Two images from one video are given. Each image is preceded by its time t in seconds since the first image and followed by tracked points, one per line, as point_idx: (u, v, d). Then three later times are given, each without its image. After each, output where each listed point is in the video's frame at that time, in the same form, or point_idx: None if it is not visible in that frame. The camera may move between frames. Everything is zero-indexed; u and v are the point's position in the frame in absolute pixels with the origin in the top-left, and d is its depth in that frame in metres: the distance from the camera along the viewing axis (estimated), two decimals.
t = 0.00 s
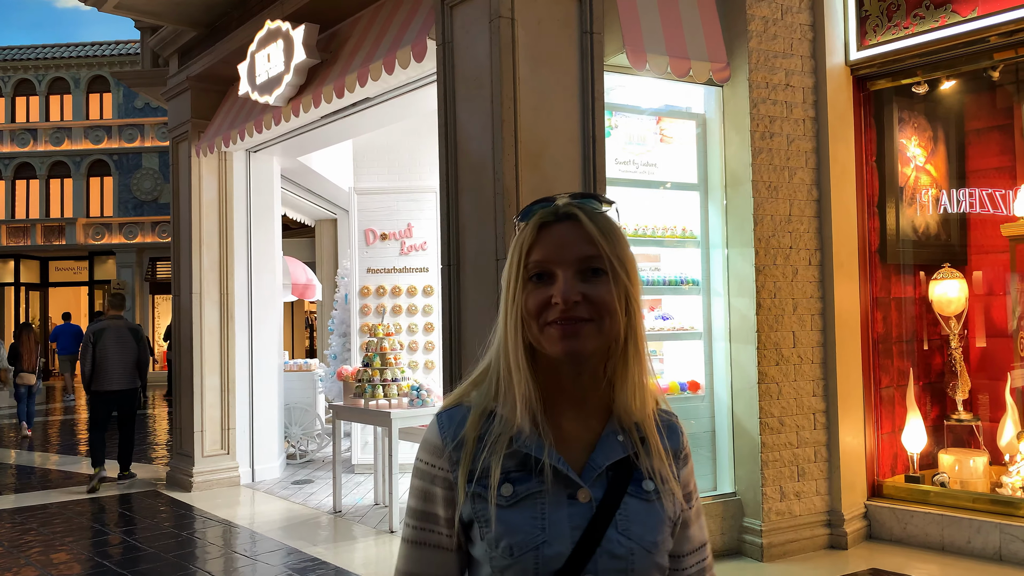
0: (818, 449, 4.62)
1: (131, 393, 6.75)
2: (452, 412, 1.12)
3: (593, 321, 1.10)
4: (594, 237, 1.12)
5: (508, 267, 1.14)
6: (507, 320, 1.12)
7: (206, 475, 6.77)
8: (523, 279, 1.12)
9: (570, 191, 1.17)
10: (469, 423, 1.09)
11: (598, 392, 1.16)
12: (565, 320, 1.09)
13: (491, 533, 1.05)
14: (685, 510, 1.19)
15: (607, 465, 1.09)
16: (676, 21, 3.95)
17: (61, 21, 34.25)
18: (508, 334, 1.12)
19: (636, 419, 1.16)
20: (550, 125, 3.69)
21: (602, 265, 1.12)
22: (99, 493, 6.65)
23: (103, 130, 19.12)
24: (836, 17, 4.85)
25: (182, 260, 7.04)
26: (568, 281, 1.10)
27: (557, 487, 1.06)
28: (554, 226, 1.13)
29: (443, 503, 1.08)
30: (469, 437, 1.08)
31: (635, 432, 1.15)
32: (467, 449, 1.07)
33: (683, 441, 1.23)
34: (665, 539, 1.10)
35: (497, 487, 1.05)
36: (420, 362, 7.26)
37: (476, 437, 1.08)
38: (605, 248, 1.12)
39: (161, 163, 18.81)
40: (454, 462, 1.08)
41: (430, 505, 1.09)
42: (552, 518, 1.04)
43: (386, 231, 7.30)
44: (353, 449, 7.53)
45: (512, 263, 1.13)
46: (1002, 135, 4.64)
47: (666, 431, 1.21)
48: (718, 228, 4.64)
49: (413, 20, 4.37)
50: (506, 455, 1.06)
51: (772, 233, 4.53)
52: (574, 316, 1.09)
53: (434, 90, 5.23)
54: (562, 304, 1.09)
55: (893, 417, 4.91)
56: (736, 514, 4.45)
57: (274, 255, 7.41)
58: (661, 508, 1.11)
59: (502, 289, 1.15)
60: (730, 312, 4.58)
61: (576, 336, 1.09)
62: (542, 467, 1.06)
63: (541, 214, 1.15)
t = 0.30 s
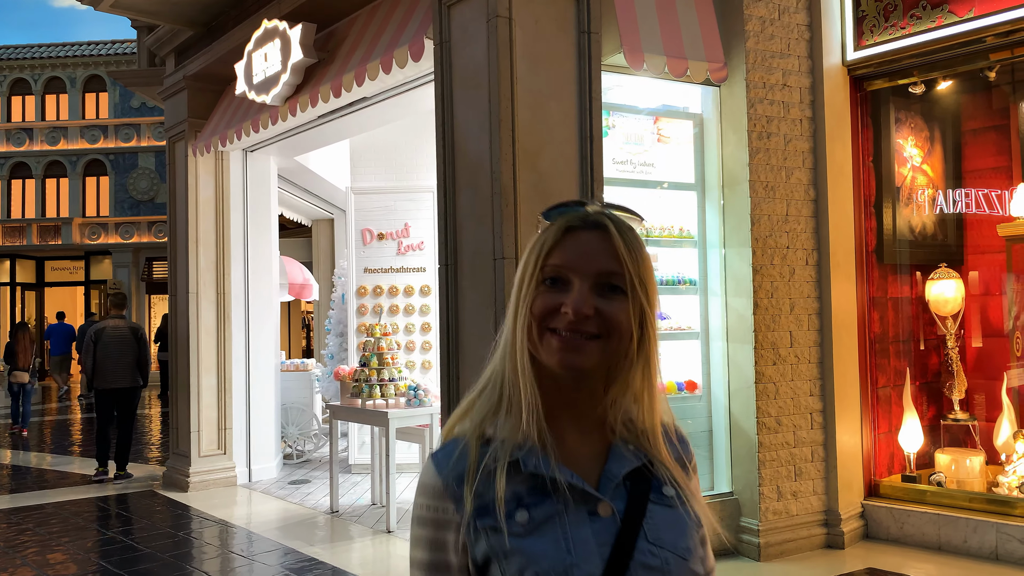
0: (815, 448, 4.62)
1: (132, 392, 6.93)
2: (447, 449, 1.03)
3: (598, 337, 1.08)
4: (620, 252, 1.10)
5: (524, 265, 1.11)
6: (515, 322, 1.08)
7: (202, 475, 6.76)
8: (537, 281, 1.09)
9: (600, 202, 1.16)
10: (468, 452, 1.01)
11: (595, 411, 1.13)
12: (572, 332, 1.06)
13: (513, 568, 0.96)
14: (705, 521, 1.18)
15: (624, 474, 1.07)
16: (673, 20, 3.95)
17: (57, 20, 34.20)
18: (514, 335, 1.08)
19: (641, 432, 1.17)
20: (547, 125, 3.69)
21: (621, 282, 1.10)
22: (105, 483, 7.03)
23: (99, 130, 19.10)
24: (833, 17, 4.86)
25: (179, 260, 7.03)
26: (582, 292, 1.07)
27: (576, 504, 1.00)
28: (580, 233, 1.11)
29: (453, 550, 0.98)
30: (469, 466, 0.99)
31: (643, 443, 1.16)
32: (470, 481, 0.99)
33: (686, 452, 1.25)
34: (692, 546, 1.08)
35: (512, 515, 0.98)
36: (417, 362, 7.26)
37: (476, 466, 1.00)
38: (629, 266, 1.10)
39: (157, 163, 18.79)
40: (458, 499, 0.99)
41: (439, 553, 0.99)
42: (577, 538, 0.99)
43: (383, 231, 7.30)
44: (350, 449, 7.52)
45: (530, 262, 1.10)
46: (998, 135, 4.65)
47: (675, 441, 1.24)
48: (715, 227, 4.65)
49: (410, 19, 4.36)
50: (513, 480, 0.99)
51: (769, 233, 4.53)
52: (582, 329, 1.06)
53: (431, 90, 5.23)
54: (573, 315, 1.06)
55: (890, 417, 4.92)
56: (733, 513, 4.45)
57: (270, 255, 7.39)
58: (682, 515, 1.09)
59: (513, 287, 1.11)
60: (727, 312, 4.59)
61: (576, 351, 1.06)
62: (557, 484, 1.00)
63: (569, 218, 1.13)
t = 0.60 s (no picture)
0: (812, 448, 4.62)
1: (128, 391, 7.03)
2: (449, 461, 1.00)
3: (604, 329, 1.02)
4: (623, 239, 1.06)
5: (520, 256, 1.07)
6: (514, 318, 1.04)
7: (200, 476, 6.75)
8: (535, 273, 1.05)
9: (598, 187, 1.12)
10: (474, 466, 0.97)
11: (605, 412, 1.09)
12: (576, 324, 1.01)
13: None
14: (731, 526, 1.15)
15: (644, 481, 1.04)
16: (671, 20, 3.95)
17: (54, 19, 34.13)
18: (514, 331, 1.04)
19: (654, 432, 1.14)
20: (545, 125, 3.69)
21: (626, 271, 1.06)
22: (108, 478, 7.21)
23: (96, 130, 19.07)
24: (830, 18, 4.86)
25: (175, 261, 7.01)
26: (585, 282, 1.03)
27: (594, 517, 0.97)
28: (579, 220, 1.07)
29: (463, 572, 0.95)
30: (475, 483, 0.96)
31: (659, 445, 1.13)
32: (478, 498, 0.95)
33: (708, 450, 1.23)
34: (717, 553, 1.05)
35: (527, 531, 0.94)
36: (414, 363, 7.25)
37: (483, 479, 0.96)
38: (633, 252, 1.06)
39: (154, 163, 18.75)
40: (467, 518, 0.95)
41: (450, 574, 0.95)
42: (598, 552, 0.95)
43: (381, 231, 7.29)
44: (347, 450, 7.51)
45: (526, 254, 1.05)
46: (995, 136, 4.66)
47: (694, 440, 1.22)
48: (712, 227, 4.65)
49: (407, 19, 4.35)
50: (525, 495, 0.96)
51: (767, 233, 4.54)
52: (587, 321, 1.01)
53: (428, 90, 5.22)
54: (576, 306, 1.01)
55: (887, 416, 4.93)
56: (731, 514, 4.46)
57: (268, 255, 7.38)
58: (706, 521, 1.06)
59: (510, 281, 1.07)
60: (725, 312, 4.59)
61: (582, 344, 1.01)
62: (574, 497, 0.97)
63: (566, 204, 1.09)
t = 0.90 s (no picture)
0: (809, 446, 4.63)
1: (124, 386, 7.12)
2: (441, 450, 0.89)
3: (604, 313, 0.95)
4: (612, 214, 0.99)
5: (504, 243, 0.98)
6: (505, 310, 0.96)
7: (196, 474, 6.74)
8: (523, 260, 0.97)
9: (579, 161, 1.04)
10: (469, 461, 0.87)
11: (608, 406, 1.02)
12: (572, 310, 0.93)
13: None
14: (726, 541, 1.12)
15: (649, 487, 0.99)
16: (668, 19, 3.95)
17: (49, 17, 34.04)
18: (505, 324, 0.95)
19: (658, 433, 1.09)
20: (542, 123, 3.69)
21: (620, 248, 0.99)
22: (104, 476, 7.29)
23: (92, 128, 19.04)
24: (826, 17, 4.86)
25: (172, 259, 7.00)
26: (577, 265, 0.95)
27: (598, 521, 0.92)
28: (564, 197, 0.99)
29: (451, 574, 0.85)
30: (472, 480, 0.86)
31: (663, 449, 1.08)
32: (473, 496, 0.85)
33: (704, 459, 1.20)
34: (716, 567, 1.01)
35: (529, 534, 0.87)
36: (411, 361, 7.25)
37: (479, 474, 0.86)
38: (624, 227, 0.99)
39: (150, 162, 18.73)
40: (458, 515, 0.86)
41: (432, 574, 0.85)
42: (599, 558, 0.90)
43: (377, 230, 7.29)
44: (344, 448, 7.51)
45: (511, 239, 0.97)
46: (991, 134, 4.67)
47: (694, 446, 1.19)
48: (709, 226, 4.65)
49: (404, 17, 4.34)
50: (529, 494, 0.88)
51: (763, 232, 4.54)
52: (583, 305, 0.93)
53: (425, 89, 5.22)
54: (571, 291, 0.93)
55: (883, 415, 4.94)
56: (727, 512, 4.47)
57: (264, 254, 7.37)
58: (707, 533, 1.02)
59: (495, 273, 0.99)
60: (722, 310, 4.59)
61: (583, 332, 0.93)
62: (579, 500, 0.91)
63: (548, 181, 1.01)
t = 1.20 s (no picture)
0: (804, 447, 4.65)
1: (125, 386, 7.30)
2: (384, 452, 0.96)
3: (566, 313, 0.98)
4: (580, 211, 1.03)
5: (468, 235, 1.01)
6: (467, 305, 0.99)
7: (194, 475, 6.75)
8: (486, 254, 1.00)
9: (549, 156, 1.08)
10: (406, 464, 0.92)
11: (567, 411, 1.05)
12: (534, 308, 0.97)
13: None
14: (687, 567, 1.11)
15: (594, 506, 1.00)
16: (664, 22, 3.97)
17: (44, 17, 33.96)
18: (464, 321, 0.99)
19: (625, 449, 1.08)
20: (538, 126, 3.70)
21: (586, 245, 1.02)
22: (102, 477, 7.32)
23: (88, 128, 19.01)
24: (822, 19, 4.88)
25: (170, 260, 7.00)
26: (541, 262, 0.98)
27: (528, 539, 0.93)
28: (531, 191, 1.03)
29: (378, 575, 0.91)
30: (405, 483, 0.91)
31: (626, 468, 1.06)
32: (405, 501, 0.91)
33: (679, 480, 1.17)
34: None
35: (452, 545, 0.90)
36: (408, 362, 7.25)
37: (415, 478, 0.92)
38: (591, 224, 1.03)
39: (147, 162, 18.70)
40: (390, 518, 0.92)
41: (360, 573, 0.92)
42: None
43: (375, 231, 7.30)
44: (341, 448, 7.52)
45: (475, 231, 1.00)
46: (986, 137, 4.71)
47: (665, 464, 1.16)
48: (705, 228, 4.67)
49: (402, 19, 4.35)
50: (458, 504, 0.91)
51: (759, 234, 4.55)
52: (545, 303, 0.97)
53: (423, 90, 5.22)
54: (533, 288, 0.96)
55: (878, 416, 4.96)
56: (723, 512, 4.48)
57: (262, 255, 7.38)
58: (657, 562, 1.01)
59: (459, 265, 1.02)
60: (718, 312, 4.60)
61: (544, 331, 0.97)
62: (508, 515, 0.92)
63: (514, 173, 1.05)
